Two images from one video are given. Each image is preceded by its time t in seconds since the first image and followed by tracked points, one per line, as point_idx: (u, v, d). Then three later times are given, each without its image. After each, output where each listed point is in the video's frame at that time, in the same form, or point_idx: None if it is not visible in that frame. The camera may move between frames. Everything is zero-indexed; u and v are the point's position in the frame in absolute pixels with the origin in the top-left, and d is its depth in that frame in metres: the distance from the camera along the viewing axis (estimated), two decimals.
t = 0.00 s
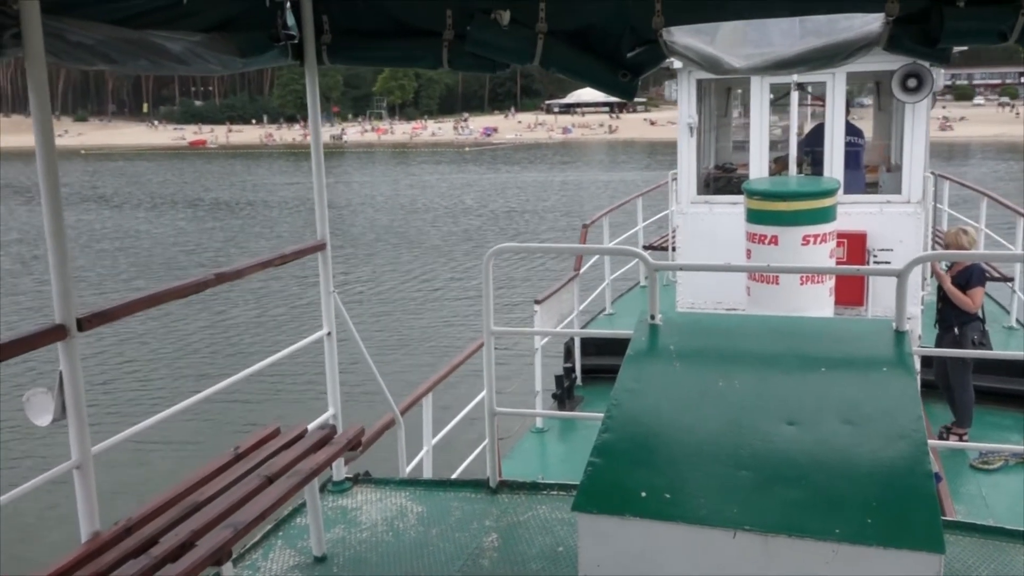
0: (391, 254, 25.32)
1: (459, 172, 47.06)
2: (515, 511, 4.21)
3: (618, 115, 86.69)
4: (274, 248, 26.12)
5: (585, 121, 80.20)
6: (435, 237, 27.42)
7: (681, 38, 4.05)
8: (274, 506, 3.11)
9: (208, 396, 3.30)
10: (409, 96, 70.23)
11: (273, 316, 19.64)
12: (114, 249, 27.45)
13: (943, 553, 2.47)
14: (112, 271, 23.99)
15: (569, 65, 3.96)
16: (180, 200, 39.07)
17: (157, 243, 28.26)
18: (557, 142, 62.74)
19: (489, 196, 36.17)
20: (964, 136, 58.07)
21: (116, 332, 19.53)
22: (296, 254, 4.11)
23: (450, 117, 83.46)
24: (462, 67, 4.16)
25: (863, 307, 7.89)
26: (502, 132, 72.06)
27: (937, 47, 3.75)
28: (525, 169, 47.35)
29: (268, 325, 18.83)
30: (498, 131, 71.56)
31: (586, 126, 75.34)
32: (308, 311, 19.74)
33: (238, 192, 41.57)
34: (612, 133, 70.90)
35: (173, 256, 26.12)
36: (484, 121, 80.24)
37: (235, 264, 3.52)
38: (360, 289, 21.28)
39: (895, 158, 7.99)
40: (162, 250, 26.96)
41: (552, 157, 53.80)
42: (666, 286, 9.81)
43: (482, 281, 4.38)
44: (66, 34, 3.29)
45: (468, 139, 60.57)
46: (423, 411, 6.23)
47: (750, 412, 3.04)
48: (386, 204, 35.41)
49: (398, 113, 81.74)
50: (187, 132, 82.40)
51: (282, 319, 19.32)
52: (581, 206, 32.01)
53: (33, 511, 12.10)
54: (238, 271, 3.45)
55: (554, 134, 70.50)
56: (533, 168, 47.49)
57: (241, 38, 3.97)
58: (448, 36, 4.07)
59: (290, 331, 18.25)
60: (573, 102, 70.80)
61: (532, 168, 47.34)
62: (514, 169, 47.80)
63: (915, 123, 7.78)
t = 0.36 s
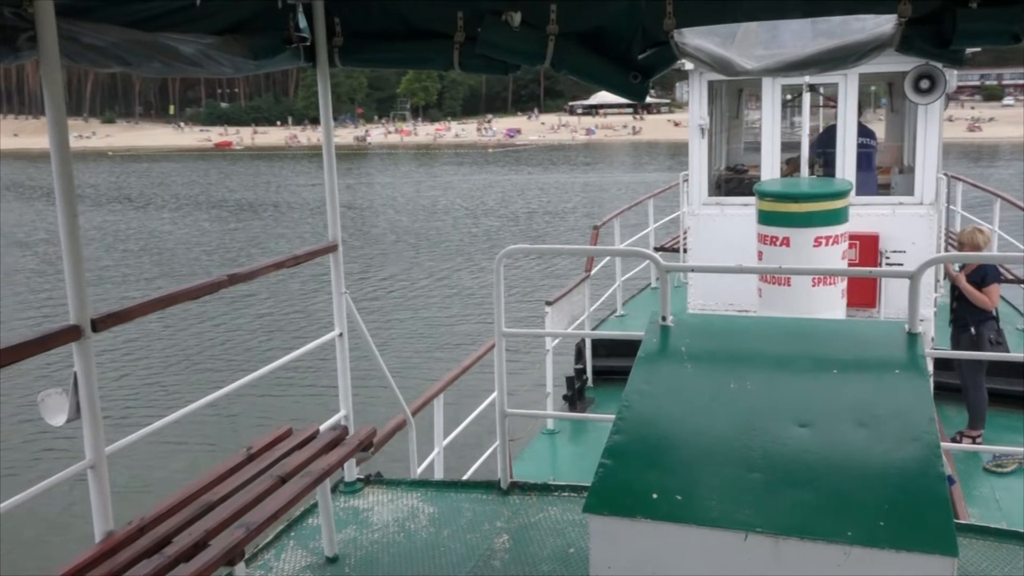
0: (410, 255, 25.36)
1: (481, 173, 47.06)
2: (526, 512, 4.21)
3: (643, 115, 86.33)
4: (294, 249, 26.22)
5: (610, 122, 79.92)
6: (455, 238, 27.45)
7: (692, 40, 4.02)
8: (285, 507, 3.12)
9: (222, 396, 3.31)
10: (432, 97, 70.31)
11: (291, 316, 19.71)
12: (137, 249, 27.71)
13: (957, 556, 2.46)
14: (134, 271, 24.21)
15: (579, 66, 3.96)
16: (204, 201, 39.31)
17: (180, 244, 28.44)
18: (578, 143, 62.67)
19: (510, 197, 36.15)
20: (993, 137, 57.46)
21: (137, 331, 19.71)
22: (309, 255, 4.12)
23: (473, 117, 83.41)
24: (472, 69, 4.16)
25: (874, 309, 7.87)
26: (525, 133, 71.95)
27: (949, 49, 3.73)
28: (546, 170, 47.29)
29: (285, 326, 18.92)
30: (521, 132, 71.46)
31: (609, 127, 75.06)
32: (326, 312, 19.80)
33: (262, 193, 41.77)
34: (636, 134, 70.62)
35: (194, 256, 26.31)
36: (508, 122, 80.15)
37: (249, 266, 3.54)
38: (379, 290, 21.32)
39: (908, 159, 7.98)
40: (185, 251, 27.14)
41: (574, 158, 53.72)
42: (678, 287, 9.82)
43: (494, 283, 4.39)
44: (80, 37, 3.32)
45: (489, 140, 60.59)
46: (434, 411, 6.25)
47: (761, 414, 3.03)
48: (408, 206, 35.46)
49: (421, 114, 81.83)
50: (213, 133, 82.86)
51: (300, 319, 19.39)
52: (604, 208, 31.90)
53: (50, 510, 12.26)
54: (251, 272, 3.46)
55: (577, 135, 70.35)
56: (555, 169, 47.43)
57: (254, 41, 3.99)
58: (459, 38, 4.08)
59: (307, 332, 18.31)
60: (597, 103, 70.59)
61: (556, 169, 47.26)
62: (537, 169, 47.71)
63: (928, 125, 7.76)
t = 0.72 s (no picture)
0: (441, 257, 25.39)
1: (515, 174, 47.06)
2: (549, 514, 4.22)
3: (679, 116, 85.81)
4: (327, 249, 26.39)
5: (646, 123, 79.53)
6: (486, 240, 27.45)
7: (716, 40, 3.99)
8: (310, 506, 3.15)
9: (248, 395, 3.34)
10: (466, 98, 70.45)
11: (322, 316, 19.84)
12: (174, 249, 28.04)
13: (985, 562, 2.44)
14: (168, 271, 24.50)
15: (602, 68, 3.97)
16: (240, 202, 39.69)
17: (215, 245, 28.73)
18: (612, 144, 62.41)
19: (544, 198, 36.06)
20: None
21: (170, 331, 19.94)
22: (334, 255, 4.15)
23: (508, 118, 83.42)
24: (496, 71, 4.18)
25: (901, 311, 7.81)
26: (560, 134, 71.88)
27: (977, 50, 3.69)
28: (581, 172, 47.12)
29: (314, 326, 19.03)
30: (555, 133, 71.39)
31: (645, 128, 74.71)
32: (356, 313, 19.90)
33: (297, 194, 42.11)
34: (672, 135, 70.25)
35: (229, 257, 26.57)
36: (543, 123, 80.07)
37: (274, 267, 3.57)
38: (410, 292, 21.41)
39: (935, 160, 7.93)
40: (220, 251, 27.43)
41: (610, 159, 53.50)
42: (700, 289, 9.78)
43: (516, 285, 4.39)
44: (107, 41, 3.35)
45: (523, 141, 60.54)
46: (457, 411, 6.26)
47: (785, 417, 3.02)
48: (443, 207, 35.56)
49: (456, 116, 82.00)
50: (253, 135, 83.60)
51: (330, 319, 19.52)
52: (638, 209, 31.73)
53: (90, 516, 12.55)
54: (276, 274, 3.49)
55: (612, 136, 70.11)
56: (589, 170, 47.25)
57: (280, 44, 4.03)
58: (482, 40, 4.09)
59: (337, 332, 18.43)
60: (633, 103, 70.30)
61: (589, 171, 47.13)
62: (571, 171, 47.60)
63: (955, 125, 7.73)
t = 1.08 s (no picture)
0: (487, 258, 25.41)
1: (563, 175, 46.96)
2: (588, 515, 4.20)
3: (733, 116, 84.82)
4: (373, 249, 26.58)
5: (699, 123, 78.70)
6: (534, 241, 27.42)
7: (758, 40, 3.98)
8: (350, 504, 3.18)
9: (290, 393, 3.37)
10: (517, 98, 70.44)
11: (367, 316, 19.98)
12: (226, 249, 28.45)
13: None
14: (219, 271, 24.89)
15: (643, 68, 3.98)
16: (290, 202, 40.15)
17: (265, 244, 29.09)
18: (663, 145, 61.95)
19: (593, 199, 35.90)
20: None
21: (219, 329, 20.24)
22: (375, 256, 4.18)
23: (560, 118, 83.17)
24: (536, 71, 4.18)
25: (946, 315, 7.68)
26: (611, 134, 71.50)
27: None
28: (631, 172, 46.83)
29: (359, 325, 19.18)
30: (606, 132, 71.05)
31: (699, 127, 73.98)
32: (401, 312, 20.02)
33: (347, 194, 42.45)
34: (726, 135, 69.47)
35: (278, 256, 26.88)
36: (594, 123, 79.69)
37: (315, 267, 3.60)
38: (455, 294, 21.47)
39: (982, 161, 7.80)
40: (269, 250, 27.78)
41: (660, 159, 53.10)
42: (740, 291, 9.71)
43: (555, 284, 4.38)
44: (154, 44, 3.34)
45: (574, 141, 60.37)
46: (495, 412, 6.27)
47: (828, 420, 2.98)
48: (490, 207, 35.61)
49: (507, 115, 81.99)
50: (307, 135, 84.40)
51: (375, 318, 19.64)
52: (687, 210, 31.43)
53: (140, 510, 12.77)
54: (317, 274, 3.52)
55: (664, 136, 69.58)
56: (640, 171, 46.95)
57: (323, 45, 4.07)
58: (523, 40, 4.10)
59: (381, 331, 18.54)
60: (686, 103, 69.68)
61: (638, 171, 46.83)
62: (620, 171, 47.34)
63: (1003, 124, 7.62)
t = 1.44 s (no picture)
0: (532, 259, 25.38)
1: (610, 174, 46.74)
2: (624, 516, 4.19)
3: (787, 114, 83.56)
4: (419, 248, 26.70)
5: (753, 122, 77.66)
6: (580, 241, 27.32)
7: (801, 39, 3.92)
8: (389, 502, 3.20)
9: (330, 390, 3.40)
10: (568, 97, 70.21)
11: (410, 315, 20.08)
12: (274, 247, 28.79)
13: None
14: (265, 269, 25.20)
15: (685, 68, 3.95)
16: (339, 201, 40.50)
17: (312, 242, 29.38)
18: (714, 145, 61.29)
19: (642, 199, 35.64)
20: None
21: (265, 327, 20.49)
22: (414, 255, 4.20)
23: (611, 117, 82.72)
24: (576, 72, 4.17)
25: (991, 318, 7.55)
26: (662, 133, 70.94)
27: None
28: (680, 172, 46.42)
29: (402, 324, 19.27)
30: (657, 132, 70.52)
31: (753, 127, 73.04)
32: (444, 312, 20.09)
33: (395, 193, 42.68)
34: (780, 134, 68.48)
35: (325, 254, 27.12)
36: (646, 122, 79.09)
37: (355, 266, 3.62)
38: (499, 295, 21.48)
39: None
40: (316, 249, 28.05)
41: (711, 158, 52.56)
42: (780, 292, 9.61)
43: (595, 285, 4.37)
44: (200, 44, 3.34)
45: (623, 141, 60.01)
46: (531, 413, 6.27)
47: (871, 423, 2.94)
48: (537, 207, 35.57)
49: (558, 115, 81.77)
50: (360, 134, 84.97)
51: (418, 317, 19.74)
52: (735, 211, 31.05)
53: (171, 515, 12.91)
54: (357, 273, 3.54)
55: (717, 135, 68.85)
56: (689, 170, 46.54)
57: (364, 45, 4.09)
58: (564, 40, 4.09)
59: (424, 331, 18.62)
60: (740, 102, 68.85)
61: (687, 171, 46.42)
62: (668, 171, 46.96)
63: None
